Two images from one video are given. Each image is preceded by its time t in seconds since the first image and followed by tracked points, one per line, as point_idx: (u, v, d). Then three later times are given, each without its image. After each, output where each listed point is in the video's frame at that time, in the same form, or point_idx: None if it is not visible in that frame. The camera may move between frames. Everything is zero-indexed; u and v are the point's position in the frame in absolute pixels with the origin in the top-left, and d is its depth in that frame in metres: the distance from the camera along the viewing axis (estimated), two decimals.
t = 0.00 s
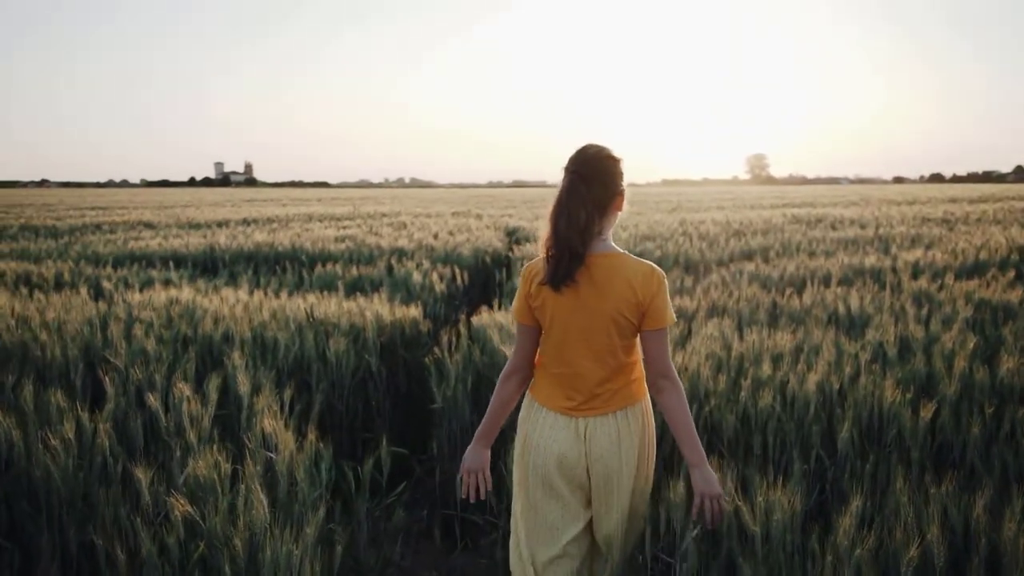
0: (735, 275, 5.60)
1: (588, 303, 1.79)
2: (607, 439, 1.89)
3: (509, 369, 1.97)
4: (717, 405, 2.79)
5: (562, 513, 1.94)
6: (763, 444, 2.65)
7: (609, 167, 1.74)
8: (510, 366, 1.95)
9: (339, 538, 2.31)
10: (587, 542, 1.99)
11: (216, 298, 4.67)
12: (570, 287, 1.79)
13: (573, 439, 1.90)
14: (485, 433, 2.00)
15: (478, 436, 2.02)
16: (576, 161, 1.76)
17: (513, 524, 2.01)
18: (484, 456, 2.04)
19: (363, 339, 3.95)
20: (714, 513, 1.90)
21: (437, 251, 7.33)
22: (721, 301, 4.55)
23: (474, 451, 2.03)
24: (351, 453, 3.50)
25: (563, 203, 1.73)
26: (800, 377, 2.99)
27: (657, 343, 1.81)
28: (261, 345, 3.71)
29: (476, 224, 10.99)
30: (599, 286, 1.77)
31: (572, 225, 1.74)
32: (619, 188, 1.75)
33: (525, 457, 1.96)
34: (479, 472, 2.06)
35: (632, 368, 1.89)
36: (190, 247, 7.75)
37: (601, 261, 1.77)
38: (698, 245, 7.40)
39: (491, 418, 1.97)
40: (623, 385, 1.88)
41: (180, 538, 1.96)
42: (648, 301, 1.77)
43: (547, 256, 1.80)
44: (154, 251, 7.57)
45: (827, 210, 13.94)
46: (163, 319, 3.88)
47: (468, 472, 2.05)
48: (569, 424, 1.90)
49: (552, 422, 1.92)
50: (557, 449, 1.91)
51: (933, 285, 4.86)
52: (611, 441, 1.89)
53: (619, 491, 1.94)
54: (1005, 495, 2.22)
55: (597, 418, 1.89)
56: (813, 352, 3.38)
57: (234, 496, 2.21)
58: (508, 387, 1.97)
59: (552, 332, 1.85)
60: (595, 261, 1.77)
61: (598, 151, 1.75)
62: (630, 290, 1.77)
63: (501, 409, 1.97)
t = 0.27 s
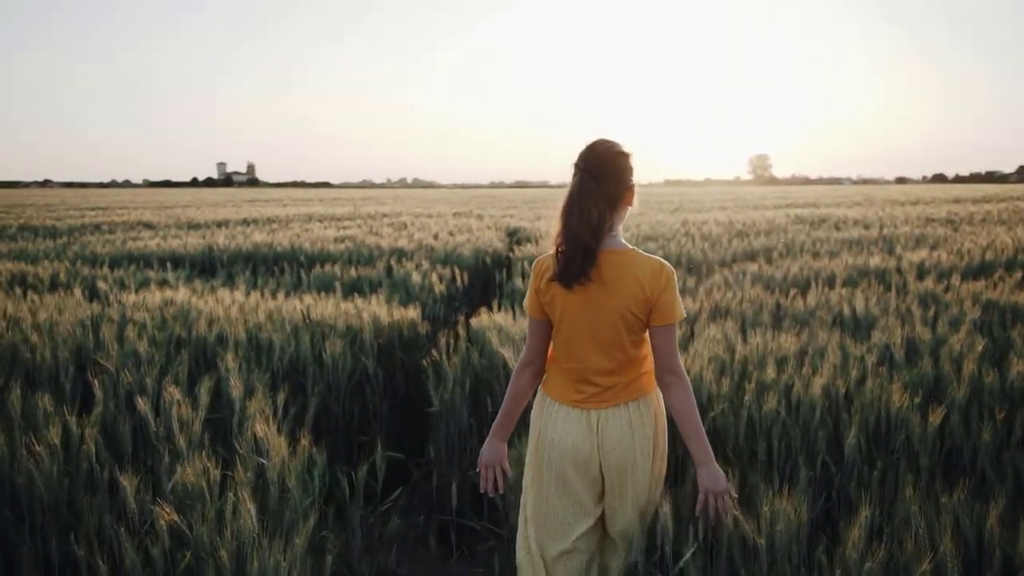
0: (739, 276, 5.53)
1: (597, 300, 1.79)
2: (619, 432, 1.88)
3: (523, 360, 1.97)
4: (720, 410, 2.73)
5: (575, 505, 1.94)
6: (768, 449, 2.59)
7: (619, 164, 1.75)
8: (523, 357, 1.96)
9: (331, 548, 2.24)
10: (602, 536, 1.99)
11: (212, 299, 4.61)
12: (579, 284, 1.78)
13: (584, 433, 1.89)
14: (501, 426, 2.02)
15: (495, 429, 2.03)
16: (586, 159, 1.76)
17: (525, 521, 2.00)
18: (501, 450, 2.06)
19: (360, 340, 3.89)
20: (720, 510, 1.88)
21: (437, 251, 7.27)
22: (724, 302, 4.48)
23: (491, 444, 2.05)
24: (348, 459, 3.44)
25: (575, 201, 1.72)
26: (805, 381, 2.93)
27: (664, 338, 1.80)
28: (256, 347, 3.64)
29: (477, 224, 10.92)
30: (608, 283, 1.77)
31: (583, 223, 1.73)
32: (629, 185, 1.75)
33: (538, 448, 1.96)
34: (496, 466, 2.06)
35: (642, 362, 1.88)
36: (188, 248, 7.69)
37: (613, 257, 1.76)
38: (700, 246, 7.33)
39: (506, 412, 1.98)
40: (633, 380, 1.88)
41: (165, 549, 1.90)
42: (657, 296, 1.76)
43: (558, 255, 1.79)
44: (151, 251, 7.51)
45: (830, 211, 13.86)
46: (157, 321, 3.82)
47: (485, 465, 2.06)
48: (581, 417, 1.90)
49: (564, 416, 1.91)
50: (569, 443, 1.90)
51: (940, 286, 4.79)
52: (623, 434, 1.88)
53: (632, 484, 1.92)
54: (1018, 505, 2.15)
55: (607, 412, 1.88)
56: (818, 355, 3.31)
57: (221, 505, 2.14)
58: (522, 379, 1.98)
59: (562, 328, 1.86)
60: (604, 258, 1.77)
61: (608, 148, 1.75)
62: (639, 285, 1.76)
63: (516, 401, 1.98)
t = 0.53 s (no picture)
0: (740, 277, 5.48)
1: (602, 300, 1.84)
2: (626, 430, 1.93)
3: (527, 360, 2.03)
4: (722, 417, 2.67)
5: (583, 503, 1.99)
6: (771, 456, 2.53)
7: (624, 164, 1.79)
8: (527, 358, 2.02)
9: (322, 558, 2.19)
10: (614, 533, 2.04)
11: (206, 301, 4.55)
12: (585, 284, 1.83)
13: (592, 432, 1.95)
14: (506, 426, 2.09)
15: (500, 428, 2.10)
16: (591, 159, 1.80)
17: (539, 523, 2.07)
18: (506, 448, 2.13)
19: (356, 343, 3.83)
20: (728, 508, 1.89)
21: (436, 253, 7.21)
22: (725, 304, 4.42)
23: (498, 442, 2.12)
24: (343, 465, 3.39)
25: (581, 201, 1.76)
26: (809, 385, 2.87)
27: (669, 339, 1.83)
28: (250, 350, 3.59)
29: (476, 225, 10.86)
30: (613, 283, 1.82)
31: (589, 222, 1.78)
32: (634, 185, 1.80)
33: (547, 447, 2.03)
34: (504, 464, 2.14)
35: (648, 362, 1.93)
36: (185, 249, 7.63)
37: (618, 257, 1.81)
38: (701, 247, 7.28)
39: (511, 412, 2.05)
40: (638, 378, 1.93)
41: (149, 561, 1.85)
42: (661, 297, 1.80)
43: (564, 253, 1.83)
44: (148, 252, 7.45)
45: (831, 212, 13.81)
46: (149, 324, 3.76)
47: (493, 463, 2.13)
48: (588, 414, 1.95)
49: (573, 415, 1.97)
50: (577, 442, 1.97)
51: (944, 288, 4.73)
52: (630, 432, 1.94)
53: (641, 480, 1.98)
54: None
55: (613, 411, 1.93)
56: (821, 358, 3.26)
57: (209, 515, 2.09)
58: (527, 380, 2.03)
59: (568, 327, 1.91)
60: (609, 258, 1.81)
61: (613, 147, 1.79)
62: (644, 286, 1.80)
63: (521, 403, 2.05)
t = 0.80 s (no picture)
0: (738, 281, 5.42)
1: (603, 302, 1.83)
2: (623, 435, 1.93)
3: (527, 363, 2.05)
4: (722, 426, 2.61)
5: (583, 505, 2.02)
6: (772, 467, 2.47)
7: (625, 166, 1.78)
8: (528, 360, 2.04)
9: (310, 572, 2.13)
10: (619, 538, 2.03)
11: (196, 305, 4.47)
12: (587, 289, 1.82)
13: (591, 436, 1.96)
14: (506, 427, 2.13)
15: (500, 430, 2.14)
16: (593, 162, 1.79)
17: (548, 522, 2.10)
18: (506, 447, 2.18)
19: (348, 349, 3.76)
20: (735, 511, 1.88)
21: (431, 256, 7.15)
22: (723, 309, 4.35)
23: (498, 442, 2.17)
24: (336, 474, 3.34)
25: (582, 203, 1.76)
26: (810, 393, 2.81)
27: (673, 343, 1.82)
28: (239, 356, 3.52)
29: (471, 228, 10.79)
30: (614, 286, 1.81)
31: (590, 225, 1.76)
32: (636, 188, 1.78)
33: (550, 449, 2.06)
34: (503, 464, 2.19)
35: (650, 365, 1.92)
36: (177, 252, 7.54)
37: (620, 258, 1.79)
38: (699, 251, 7.22)
39: (511, 413, 2.09)
40: (640, 381, 1.92)
41: None
42: (664, 300, 1.79)
43: (566, 256, 1.82)
44: (139, 255, 7.37)
45: (828, 215, 13.77)
46: (137, 329, 3.68)
47: (493, 464, 2.18)
48: (589, 417, 1.96)
49: (573, 419, 1.99)
50: (577, 446, 1.98)
51: (945, 293, 4.67)
52: (628, 436, 1.93)
53: (639, 486, 1.97)
54: None
55: (613, 414, 1.94)
56: (822, 365, 3.19)
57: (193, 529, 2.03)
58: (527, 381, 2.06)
59: (569, 330, 1.91)
60: (611, 261, 1.80)
61: (615, 150, 1.78)
62: (645, 289, 1.78)
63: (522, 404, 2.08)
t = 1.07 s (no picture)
0: (732, 286, 5.37)
1: (600, 303, 1.80)
2: (617, 440, 1.88)
3: (525, 367, 2.03)
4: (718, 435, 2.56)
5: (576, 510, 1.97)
6: (770, 478, 2.41)
7: (624, 168, 1.75)
8: (524, 365, 2.02)
9: None
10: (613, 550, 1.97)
11: (182, 309, 4.40)
12: (585, 290, 1.79)
13: (585, 441, 1.91)
14: (503, 433, 2.15)
15: (498, 434, 2.17)
16: (591, 162, 1.77)
17: (552, 517, 2.10)
18: (506, 451, 2.20)
19: (337, 355, 3.70)
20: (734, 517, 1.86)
21: (423, 259, 7.08)
22: (718, 314, 4.30)
23: (496, 446, 2.19)
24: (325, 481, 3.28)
25: (580, 204, 1.73)
26: (808, 401, 2.75)
27: (671, 345, 1.79)
28: (226, 363, 3.45)
29: (463, 231, 10.73)
30: (612, 286, 1.78)
31: (589, 226, 1.74)
32: (633, 188, 1.77)
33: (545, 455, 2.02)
34: (502, 467, 2.21)
35: (647, 368, 1.89)
36: (166, 255, 7.46)
37: (618, 260, 1.77)
38: (693, 255, 7.17)
39: (509, 417, 2.08)
40: (637, 385, 1.88)
41: None
42: (662, 301, 1.76)
43: (563, 258, 1.80)
44: (128, 258, 7.28)
45: (822, 219, 13.75)
46: (122, 335, 3.61)
47: (491, 466, 2.21)
48: (583, 422, 1.92)
49: (567, 423, 1.95)
50: (571, 451, 1.94)
51: (941, 297, 4.63)
52: (622, 441, 1.88)
53: (633, 494, 1.91)
54: None
55: (609, 419, 1.89)
56: (819, 372, 3.14)
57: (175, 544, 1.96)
58: (524, 386, 2.04)
59: (566, 331, 1.88)
60: (609, 262, 1.78)
61: (613, 151, 1.76)
62: (644, 290, 1.76)
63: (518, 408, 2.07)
